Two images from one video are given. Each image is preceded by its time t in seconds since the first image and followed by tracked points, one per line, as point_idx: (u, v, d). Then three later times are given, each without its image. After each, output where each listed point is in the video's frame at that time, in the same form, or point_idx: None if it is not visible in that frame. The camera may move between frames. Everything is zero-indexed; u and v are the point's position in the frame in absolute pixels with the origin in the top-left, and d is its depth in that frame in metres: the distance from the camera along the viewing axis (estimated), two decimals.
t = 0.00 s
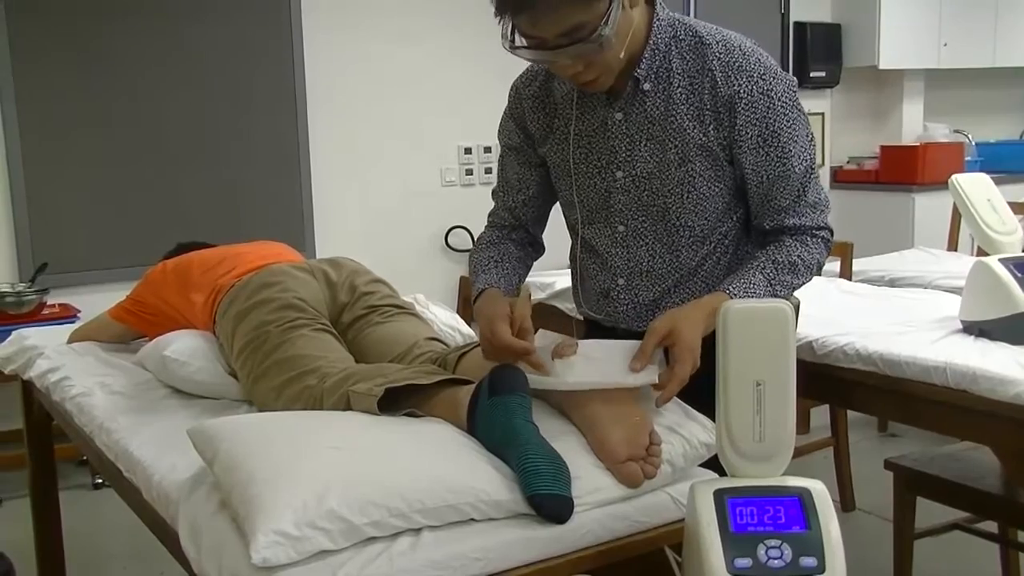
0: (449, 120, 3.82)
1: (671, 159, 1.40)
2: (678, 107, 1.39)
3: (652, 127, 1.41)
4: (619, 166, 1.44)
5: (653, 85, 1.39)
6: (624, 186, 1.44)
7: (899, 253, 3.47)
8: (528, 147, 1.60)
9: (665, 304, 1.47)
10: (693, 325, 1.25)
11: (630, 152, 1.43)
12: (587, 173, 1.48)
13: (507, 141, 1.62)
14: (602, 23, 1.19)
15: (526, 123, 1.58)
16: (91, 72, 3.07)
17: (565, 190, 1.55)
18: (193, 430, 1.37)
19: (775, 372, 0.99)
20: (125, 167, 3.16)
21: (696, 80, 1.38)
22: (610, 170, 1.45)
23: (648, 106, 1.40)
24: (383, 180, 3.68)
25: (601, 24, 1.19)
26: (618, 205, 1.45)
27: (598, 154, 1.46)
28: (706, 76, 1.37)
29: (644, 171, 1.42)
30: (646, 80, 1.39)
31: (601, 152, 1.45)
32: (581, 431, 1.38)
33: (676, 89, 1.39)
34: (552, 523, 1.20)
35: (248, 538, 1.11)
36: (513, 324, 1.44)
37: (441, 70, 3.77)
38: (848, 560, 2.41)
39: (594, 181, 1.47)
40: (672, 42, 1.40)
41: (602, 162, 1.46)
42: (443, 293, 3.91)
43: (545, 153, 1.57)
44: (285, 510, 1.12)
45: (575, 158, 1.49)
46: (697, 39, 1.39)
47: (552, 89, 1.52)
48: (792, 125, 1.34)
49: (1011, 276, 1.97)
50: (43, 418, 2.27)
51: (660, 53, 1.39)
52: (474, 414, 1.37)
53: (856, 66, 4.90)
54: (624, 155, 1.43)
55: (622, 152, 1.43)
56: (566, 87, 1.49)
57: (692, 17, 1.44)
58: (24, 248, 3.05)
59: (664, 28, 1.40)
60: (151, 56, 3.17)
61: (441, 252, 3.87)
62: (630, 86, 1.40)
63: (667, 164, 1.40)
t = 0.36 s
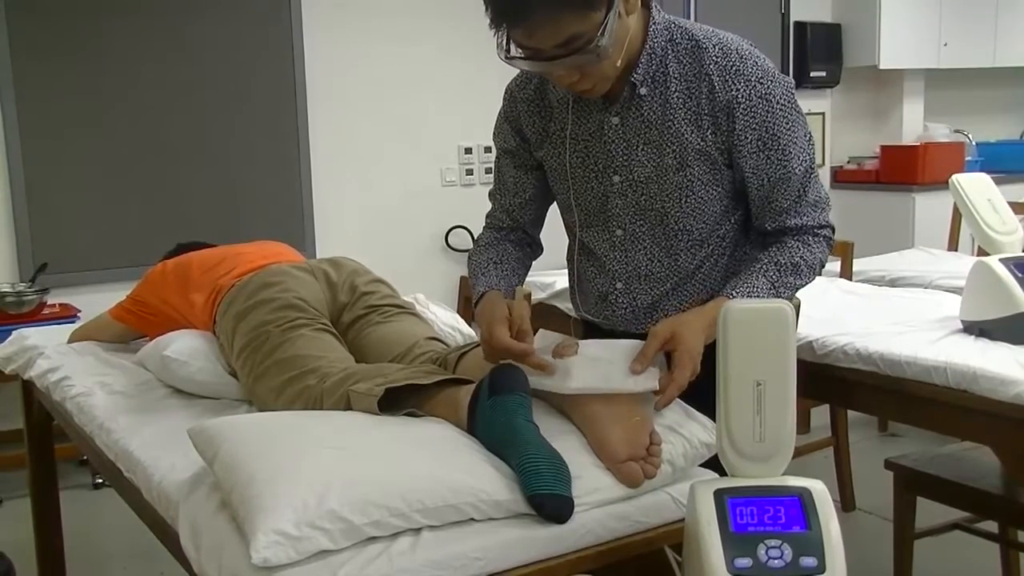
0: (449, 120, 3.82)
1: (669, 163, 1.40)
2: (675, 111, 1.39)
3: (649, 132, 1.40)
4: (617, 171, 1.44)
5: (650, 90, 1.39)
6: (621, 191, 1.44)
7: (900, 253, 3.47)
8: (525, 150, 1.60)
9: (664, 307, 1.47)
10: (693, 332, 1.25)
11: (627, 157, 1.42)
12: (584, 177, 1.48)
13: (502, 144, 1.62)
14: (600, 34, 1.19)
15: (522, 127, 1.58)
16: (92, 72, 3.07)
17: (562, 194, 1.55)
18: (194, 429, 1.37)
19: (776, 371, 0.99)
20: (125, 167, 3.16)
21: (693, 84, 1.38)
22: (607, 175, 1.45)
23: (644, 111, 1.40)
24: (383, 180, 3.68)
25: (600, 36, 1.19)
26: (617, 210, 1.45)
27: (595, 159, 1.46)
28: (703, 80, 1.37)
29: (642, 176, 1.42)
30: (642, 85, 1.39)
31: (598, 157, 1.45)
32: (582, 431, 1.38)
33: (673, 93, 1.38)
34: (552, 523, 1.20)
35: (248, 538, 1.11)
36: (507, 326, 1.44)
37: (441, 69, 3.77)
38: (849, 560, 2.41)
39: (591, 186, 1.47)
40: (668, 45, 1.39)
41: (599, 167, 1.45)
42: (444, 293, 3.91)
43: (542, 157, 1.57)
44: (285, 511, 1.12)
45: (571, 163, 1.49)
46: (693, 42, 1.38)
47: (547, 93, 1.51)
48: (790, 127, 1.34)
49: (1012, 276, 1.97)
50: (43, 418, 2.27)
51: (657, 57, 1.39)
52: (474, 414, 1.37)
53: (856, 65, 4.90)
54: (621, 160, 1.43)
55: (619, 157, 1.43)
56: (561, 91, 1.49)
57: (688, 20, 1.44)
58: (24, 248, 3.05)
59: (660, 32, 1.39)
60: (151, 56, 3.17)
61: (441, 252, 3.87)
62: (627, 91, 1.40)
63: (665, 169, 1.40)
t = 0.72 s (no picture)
0: (450, 119, 3.82)
1: (666, 164, 1.40)
2: (672, 111, 1.39)
3: (646, 133, 1.40)
4: (615, 171, 1.44)
5: (647, 91, 1.39)
6: (619, 191, 1.44)
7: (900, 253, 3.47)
8: (524, 152, 1.60)
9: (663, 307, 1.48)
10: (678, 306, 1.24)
11: (625, 158, 1.43)
12: (582, 178, 1.48)
13: (500, 146, 1.62)
14: (596, 37, 1.19)
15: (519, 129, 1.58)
16: (93, 72, 3.07)
17: (561, 195, 1.55)
18: (195, 429, 1.37)
19: (777, 371, 0.99)
20: (126, 167, 3.16)
21: (691, 85, 1.38)
22: (605, 175, 1.45)
23: (642, 111, 1.40)
24: (384, 180, 3.68)
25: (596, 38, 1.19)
26: (616, 211, 1.46)
27: (593, 160, 1.46)
28: (700, 81, 1.37)
29: (639, 176, 1.42)
30: (639, 86, 1.39)
31: (595, 157, 1.45)
32: (583, 431, 1.38)
33: (670, 93, 1.38)
34: (553, 523, 1.20)
35: (249, 538, 1.11)
36: (507, 322, 1.44)
37: (442, 69, 3.77)
38: (849, 560, 2.41)
39: (589, 186, 1.48)
40: (665, 46, 1.39)
41: (597, 168, 1.46)
42: (445, 293, 3.90)
43: (541, 158, 1.57)
44: (286, 510, 1.12)
45: (569, 164, 1.49)
46: (691, 42, 1.38)
47: (545, 94, 1.51)
48: (789, 127, 1.34)
49: (1013, 276, 1.97)
50: (44, 417, 2.27)
51: (654, 58, 1.39)
52: (475, 414, 1.37)
53: (857, 65, 4.90)
54: (619, 160, 1.43)
55: (617, 158, 1.43)
56: (558, 93, 1.49)
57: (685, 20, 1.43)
58: (25, 247, 3.06)
59: (657, 33, 1.39)
60: (151, 56, 3.17)
61: (442, 252, 3.87)
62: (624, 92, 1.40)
63: (663, 169, 1.40)
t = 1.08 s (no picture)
0: (451, 119, 3.82)
1: (666, 163, 1.40)
2: (671, 111, 1.38)
3: (646, 132, 1.40)
4: (614, 171, 1.44)
5: (646, 89, 1.39)
6: (619, 191, 1.44)
7: (902, 253, 3.47)
8: (524, 152, 1.60)
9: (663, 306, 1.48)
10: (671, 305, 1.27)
11: (624, 157, 1.42)
12: (582, 177, 1.48)
13: (501, 146, 1.61)
14: (593, 36, 1.19)
15: (520, 128, 1.57)
16: (95, 72, 3.07)
17: (561, 195, 1.55)
18: (196, 429, 1.37)
19: (779, 371, 0.99)
20: (128, 167, 3.16)
21: (690, 84, 1.37)
22: (605, 175, 1.45)
23: (641, 110, 1.39)
24: (385, 180, 3.68)
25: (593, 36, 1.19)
26: (615, 210, 1.45)
27: (592, 159, 1.46)
28: (699, 80, 1.36)
29: (639, 176, 1.42)
30: (638, 85, 1.39)
31: (594, 156, 1.45)
32: (584, 431, 1.38)
33: (670, 93, 1.38)
34: (555, 523, 1.20)
35: (250, 538, 1.11)
36: (515, 328, 1.42)
37: (443, 69, 3.77)
38: (851, 560, 2.40)
39: (588, 186, 1.47)
40: (665, 45, 1.39)
41: (596, 167, 1.45)
42: (445, 293, 3.90)
43: (541, 158, 1.57)
44: (287, 510, 1.12)
45: (569, 164, 1.49)
46: (689, 42, 1.38)
47: (545, 94, 1.51)
48: (787, 127, 1.34)
49: (1014, 275, 1.97)
50: (45, 417, 2.27)
51: (653, 57, 1.38)
52: (477, 414, 1.37)
53: (858, 66, 4.90)
54: (618, 160, 1.43)
55: (616, 158, 1.43)
56: (558, 92, 1.48)
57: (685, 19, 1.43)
58: (26, 247, 3.06)
59: (657, 32, 1.39)
60: (152, 56, 3.17)
61: (443, 252, 3.87)
62: (624, 91, 1.39)
63: (662, 169, 1.40)
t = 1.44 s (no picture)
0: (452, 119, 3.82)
1: (669, 149, 1.40)
2: (675, 97, 1.39)
3: (650, 119, 1.41)
4: (618, 158, 1.44)
5: (651, 77, 1.40)
6: (623, 178, 1.44)
7: (903, 253, 3.47)
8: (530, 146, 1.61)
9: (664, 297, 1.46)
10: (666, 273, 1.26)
11: (628, 144, 1.43)
12: (586, 166, 1.48)
13: (506, 141, 1.63)
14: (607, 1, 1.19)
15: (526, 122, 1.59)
16: (95, 72, 3.08)
17: (565, 186, 1.55)
18: (197, 429, 1.37)
19: (779, 371, 0.99)
20: (129, 166, 3.16)
21: (694, 71, 1.38)
22: (609, 163, 1.45)
23: (647, 98, 1.40)
24: (386, 180, 3.68)
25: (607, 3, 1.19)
26: (618, 198, 1.45)
27: (597, 148, 1.46)
28: (703, 67, 1.37)
29: (643, 162, 1.42)
30: (644, 72, 1.40)
31: (599, 144, 1.46)
32: (584, 431, 1.38)
33: (674, 80, 1.39)
34: (556, 523, 1.20)
35: (251, 538, 1.11)
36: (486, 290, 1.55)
37: (444, 69, 3.77)
38: (852, 561, 2.40)
39: (591, 175, 1.48)
40: (670, 34, 1.40)
41: (600, 155, 1.46)
42: (446, 293, 3.90)
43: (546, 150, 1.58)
44: (288, 510, 1.12)
45: (574, 153, 1.50)
46: (695, 31, 1.39)
47: (552, 85, 1.52)
48: (791, 115, 1.33)
49: (1014, 275, 1.96)
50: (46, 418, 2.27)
51: (659, 45, 1.40)
52: (477, 414, 1.37)
53: (859, 65, 4.89)
54: (622, 147, 1.43)
55: (620, 145, 1.43)
56: (564, 82, 1.50)
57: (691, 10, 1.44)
58: (27, 247, 3.06)
59: (663, 21, 1.40)
60: (153, 56, 3.17)
61: (444, 251, 3.86)
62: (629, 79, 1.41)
63: (666, 155, 1.40)
